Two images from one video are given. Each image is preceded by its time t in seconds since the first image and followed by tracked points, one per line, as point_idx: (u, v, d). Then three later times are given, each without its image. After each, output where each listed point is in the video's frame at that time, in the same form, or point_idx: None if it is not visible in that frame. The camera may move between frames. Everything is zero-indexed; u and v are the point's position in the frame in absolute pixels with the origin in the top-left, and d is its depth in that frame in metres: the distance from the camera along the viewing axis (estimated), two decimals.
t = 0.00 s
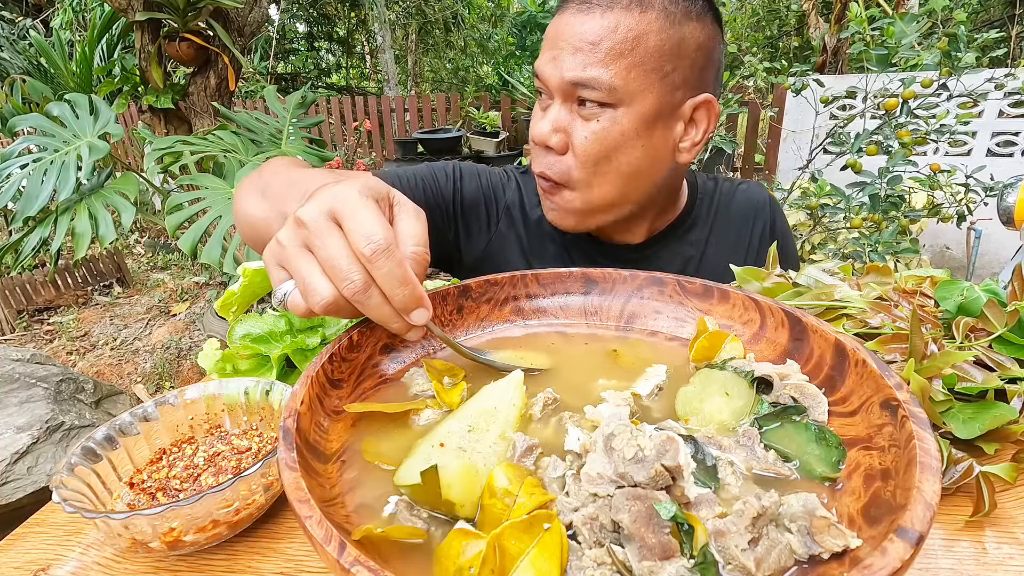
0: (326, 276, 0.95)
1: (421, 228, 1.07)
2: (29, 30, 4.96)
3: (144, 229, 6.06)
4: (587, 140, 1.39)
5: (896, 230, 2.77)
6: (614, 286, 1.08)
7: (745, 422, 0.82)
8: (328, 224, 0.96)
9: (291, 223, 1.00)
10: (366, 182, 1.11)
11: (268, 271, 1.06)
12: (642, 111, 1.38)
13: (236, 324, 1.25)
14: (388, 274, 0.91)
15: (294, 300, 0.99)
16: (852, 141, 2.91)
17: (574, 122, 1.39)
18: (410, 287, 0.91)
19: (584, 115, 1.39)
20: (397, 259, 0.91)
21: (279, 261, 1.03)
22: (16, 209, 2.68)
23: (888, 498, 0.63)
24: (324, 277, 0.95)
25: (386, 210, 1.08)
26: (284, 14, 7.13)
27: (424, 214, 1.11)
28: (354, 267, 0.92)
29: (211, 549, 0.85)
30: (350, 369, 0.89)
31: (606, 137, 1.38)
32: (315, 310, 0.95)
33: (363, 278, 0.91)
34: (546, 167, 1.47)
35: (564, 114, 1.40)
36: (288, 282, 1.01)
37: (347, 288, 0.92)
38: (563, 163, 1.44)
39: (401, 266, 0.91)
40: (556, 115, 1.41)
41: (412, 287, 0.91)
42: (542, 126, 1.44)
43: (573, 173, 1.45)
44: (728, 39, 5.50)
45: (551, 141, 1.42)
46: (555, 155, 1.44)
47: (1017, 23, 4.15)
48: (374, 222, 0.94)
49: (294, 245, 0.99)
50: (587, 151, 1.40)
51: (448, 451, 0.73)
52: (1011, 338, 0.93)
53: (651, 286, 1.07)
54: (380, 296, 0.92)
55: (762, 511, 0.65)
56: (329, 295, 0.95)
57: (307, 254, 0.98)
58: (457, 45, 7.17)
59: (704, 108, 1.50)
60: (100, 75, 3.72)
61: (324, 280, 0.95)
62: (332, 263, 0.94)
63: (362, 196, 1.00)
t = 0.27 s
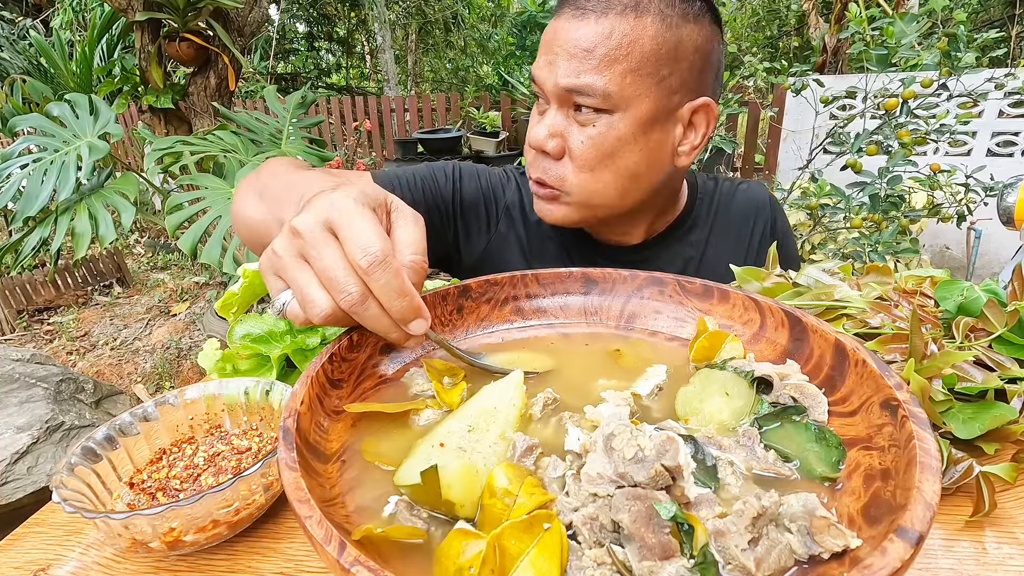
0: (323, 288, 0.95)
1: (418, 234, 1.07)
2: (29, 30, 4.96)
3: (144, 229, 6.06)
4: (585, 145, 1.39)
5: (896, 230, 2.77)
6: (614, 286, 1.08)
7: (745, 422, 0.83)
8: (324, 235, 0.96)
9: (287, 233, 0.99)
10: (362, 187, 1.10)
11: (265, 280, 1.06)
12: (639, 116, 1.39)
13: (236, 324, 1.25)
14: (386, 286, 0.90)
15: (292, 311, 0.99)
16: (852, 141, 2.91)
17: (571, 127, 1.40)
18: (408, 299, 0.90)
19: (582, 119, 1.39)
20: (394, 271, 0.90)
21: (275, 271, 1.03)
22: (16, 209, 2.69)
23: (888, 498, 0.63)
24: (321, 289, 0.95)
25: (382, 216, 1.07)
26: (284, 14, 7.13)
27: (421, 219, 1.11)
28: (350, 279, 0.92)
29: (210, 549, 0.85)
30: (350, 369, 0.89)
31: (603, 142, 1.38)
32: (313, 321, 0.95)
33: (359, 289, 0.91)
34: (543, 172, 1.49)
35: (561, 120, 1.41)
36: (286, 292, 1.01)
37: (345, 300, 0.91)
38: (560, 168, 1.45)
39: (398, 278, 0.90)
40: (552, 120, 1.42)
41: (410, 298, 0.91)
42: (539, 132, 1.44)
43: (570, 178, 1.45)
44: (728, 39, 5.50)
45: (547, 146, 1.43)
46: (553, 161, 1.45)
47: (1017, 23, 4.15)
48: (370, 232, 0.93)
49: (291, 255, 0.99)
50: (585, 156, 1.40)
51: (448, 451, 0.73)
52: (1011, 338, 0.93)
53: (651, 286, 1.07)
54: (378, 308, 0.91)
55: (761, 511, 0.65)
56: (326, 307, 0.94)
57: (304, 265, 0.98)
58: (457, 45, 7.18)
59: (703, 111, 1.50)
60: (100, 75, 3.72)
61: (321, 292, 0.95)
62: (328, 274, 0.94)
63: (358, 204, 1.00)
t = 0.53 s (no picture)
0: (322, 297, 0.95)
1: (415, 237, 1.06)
2: (29, 30, 4.96)
3: (144, 229, 6.06)
4: (575, 152, 1.39)
5: (896, 230, 2.77)
6: (614, 286, 1.08)
7: (745, 422, 0.82)
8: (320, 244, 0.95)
9: (282, 241, 0.99)
10: (356, 189, 1.09)
11: (265, 287, 1.06)
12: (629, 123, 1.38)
13: (236, 324, 1.25)
14: (384, 298, 0.90)
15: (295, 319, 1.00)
16: (852, 141, 2.91)
17: (562, 133, 1.40)
18: (407, 308, 0.90)
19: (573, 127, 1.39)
20: (391, 281, 0.90)
21: (273, 278, 1.03)
22: (16, 209, 2.69)
23: (888, 498, 0.63)
24: (321, 298, 0.95)
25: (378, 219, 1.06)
26: (284, 14, 7.13)
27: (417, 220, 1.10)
28: (349, 289, 0.92)
29: (211, 549, 0.85)
30: (350, 369, 0.89)
31: (592, 149, 1.38)
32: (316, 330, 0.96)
33: (357, 300, 0.91)
34: (536, 179, 1.49)
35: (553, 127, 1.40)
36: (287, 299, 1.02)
37: (344, 310, 0.91)
38: (552, 175, 1.45)
39: (395, 288, 0.90)
40: (546, 127, 1.41)
41: (409, 307, 0.91)
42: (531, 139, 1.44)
43: (560, 185, 1.46)
44: (728, 39, 5.50)
45: (541, 153, 1.42)
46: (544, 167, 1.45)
47: (1017, 23, 4.15)
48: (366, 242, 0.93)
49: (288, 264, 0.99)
50: (575, 163, 1.41)
51: (448, 451, 0.73)
52: (1011, 338, 0.93)
53: (651, 286, 1.07)
54: (377, 317, 0.91)
55: (761, 511, 0.65)
56: (326, 316, 0.95)
57: (303, 274, 0.98)
58: (457, 45, 7.18)
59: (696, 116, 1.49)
60: (100, 75, 3.72)
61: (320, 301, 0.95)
62: (326, 284, 0.94)
63: (353, 211, 0.99)
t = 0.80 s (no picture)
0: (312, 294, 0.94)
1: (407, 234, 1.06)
2: (29, 30, 4.96)
3: (144, 229, 6.06)
4: (646, 161, 1.36)
5: (896, 230, 2.77)
6: (614, 286, 1.08)
7: (745, 422, 0.82)
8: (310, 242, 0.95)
9: (271, 238, 0.98)
10: (347, 186, 1.08)
11: (255, 284, 1.06)
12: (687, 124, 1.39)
13: (235, 324, 1.25)
14: (375, 295, 0.89)
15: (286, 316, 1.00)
16: (852, 141, 2.91)
17: (624, 146, 1.35)
18: (397, 306, 0.90)
19: (634, 137, 1.35)
20: (381, 279, 0.89)
21: (263, 276, 1.02)
22: (16, 209, 2.68)
23: (888, 498, 0.63)
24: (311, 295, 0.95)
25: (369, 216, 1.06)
26: (284, 14, 7.13)
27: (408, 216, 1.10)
28: (339, 287, 0.91)
29: (210, 549, 0.85)
30: (350, 370, 0.89)
31: (663, 155, 1.37)
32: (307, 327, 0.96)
33: (347, 297, 0.90)
34: (596, 198, 1.41)
35: (610, 141, 1.33)
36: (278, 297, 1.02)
37: (334, 307, 0.91)
38: (617, 190, 1.40)
39: (386, 284, 0.89)
40: (601, 142, 1.33)
41: (400, 305, 0.90)
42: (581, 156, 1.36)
43: (630, 198, 1.41)
44: (728, 39, 5.50)
45: (608, 170, 1.34)
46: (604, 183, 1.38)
47: (1017, 23, 4.16)
48: (357, 239, 0.92)
49: (277, 261, 0.98)
50: (644, 173, 1.38)
51: (448, 451, 0.73)
52: (1011, 338, 0.93)
53: (650, 287, 1.07)
54: (368, 315, 0.91)
55: (761, 510, 0.65)
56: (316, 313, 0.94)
57: (293, 272, 0.97)
58: (457, 45, 7.18)
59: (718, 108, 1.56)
60: (100, 75, 3.72)
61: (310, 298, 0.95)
62: (316, 282, 0.93)
63: (342, 207, 0.98)
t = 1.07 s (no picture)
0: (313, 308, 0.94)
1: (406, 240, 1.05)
2: (29, 30, 4.96)
3: (144, 229, 6.06)
4: (659, 161, 1.36)
5: (896, 230, 2.77)
6: (614, 286, 1.08)
7: (745, 422, 0.82)
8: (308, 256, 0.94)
9: (269, 252, 0.97)
10: (344, 193, 1.07)
11: (255, 295, 1.06)
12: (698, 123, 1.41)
13: (236, 324, 1.25)
14: (376, 310, 0.89)
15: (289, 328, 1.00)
16: (852, 141, 2.91)
17: (638, 145, 1.34)
18: (399, 320, 0.90)
19: (648, 136, 1.35)
20: (381, 294, 0.89)
21: (263, 288, 1.02)
22: (16, 209, 2.68)
23: (888, 498, 0.63)
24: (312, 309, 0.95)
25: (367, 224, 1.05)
26: (284, 14, 7.13)
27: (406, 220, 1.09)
28: (339, 303, 0.91)
29: (210, 549, 0.85)
30: (350, 370, 0.89)
31: (677, 155, 1.37)
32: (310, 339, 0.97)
33: (348, 313, 0.90)
34: (610, 198, 1.40)
35: (622, 139, 1.33)
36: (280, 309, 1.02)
37: (336, 323, 0.91)
38: (630, 190, 1.38)
39: (386, 300, 0.89)
40: (615, 140, 1.32)
41: (401, 319, 0.90)
42: (592, 156, 1.35)
43: (642, 197, 1.40)
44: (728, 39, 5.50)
45: (622, 169, 1.33)
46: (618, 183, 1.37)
47: (1017, 23, 4.16)
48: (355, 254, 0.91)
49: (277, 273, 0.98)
50: (658, 173, 1.37)
51: (448, 450, 0.73)
52: (1011, 338, 0.93)
53: (651, 287, 1.07)
54: (369, 329, 0.91)
55: (762, 511, 0.65)
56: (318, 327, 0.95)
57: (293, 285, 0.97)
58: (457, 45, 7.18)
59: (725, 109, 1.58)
60: (100, 75, 3.72)
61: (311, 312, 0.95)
62: (315, 297, 0.93)
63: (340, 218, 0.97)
